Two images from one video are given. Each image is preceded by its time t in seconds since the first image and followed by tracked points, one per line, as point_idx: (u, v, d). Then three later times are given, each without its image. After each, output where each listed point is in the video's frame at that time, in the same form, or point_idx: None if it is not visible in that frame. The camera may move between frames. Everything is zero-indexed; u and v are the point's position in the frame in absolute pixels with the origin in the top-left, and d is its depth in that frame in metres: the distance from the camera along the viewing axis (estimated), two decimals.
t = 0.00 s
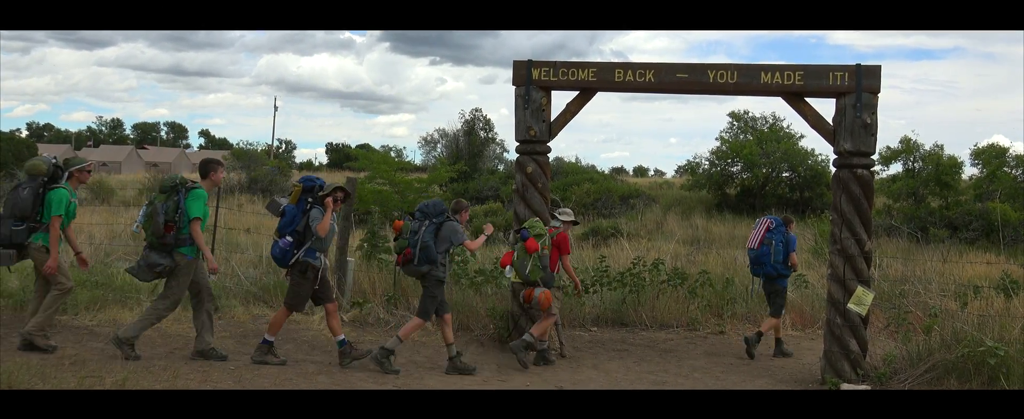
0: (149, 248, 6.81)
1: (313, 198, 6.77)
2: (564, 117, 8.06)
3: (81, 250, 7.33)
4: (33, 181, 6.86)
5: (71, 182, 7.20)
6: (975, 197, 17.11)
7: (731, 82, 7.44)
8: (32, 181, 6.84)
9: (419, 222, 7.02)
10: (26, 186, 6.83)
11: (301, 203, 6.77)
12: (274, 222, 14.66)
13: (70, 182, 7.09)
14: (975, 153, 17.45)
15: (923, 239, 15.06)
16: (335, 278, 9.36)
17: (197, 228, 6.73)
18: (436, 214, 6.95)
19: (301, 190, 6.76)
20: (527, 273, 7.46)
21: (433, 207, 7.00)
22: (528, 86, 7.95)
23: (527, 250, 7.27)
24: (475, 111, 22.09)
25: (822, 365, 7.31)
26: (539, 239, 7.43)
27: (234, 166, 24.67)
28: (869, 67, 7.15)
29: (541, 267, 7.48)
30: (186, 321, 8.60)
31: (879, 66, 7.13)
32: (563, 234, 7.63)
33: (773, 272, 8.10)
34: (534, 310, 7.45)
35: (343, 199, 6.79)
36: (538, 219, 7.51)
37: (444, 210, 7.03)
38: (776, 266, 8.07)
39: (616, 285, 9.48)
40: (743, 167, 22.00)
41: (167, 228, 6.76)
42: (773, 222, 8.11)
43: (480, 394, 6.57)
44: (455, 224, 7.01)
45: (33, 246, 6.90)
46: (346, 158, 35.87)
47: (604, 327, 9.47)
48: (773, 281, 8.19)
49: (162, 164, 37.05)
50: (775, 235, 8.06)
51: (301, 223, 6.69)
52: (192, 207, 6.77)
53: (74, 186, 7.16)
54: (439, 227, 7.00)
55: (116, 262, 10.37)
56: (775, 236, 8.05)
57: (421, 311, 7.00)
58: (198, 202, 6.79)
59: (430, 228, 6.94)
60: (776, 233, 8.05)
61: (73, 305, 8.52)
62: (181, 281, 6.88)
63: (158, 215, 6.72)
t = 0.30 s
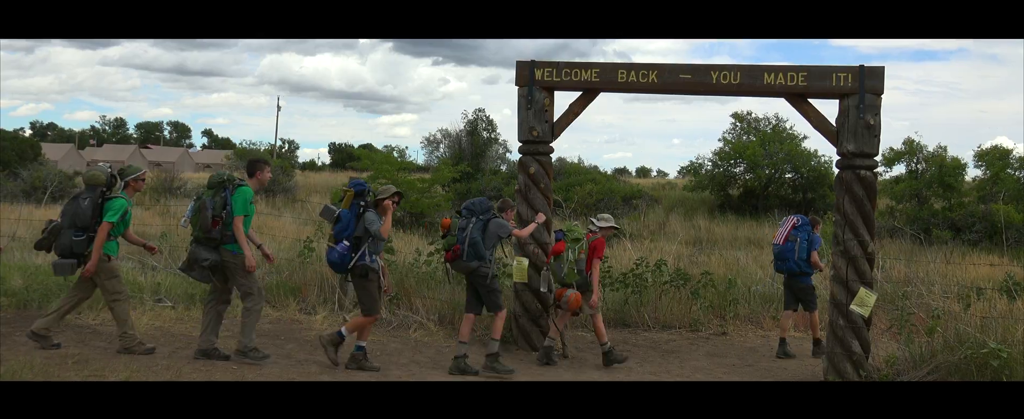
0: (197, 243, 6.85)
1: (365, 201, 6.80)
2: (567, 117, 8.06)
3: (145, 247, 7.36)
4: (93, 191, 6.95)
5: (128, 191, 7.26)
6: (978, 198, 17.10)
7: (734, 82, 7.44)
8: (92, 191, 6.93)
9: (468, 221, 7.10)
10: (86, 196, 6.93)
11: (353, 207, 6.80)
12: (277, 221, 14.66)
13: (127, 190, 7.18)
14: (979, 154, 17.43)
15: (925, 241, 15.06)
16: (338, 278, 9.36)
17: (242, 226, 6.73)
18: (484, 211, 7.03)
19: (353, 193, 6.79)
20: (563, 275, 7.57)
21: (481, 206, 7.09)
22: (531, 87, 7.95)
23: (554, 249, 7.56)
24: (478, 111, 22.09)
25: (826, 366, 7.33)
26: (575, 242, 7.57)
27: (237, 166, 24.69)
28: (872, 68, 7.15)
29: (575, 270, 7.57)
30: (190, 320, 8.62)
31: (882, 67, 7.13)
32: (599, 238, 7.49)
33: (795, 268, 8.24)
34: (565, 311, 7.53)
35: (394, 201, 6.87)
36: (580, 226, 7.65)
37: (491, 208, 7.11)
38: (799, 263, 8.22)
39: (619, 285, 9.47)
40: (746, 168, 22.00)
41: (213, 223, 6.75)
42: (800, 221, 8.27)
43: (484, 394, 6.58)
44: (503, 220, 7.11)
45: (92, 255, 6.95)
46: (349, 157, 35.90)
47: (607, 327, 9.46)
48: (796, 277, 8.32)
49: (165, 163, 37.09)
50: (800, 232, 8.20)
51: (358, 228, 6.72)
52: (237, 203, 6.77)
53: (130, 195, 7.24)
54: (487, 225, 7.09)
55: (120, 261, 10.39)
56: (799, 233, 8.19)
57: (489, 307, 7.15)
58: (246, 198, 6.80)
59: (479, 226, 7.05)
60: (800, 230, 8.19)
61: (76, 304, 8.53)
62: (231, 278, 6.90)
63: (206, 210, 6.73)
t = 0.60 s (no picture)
0: (252, 255, 6.82)
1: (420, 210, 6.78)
2: (570, 117, 8.05)
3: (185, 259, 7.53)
4: (146, 188, 7.26)
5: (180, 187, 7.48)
6: (982, 199, 17.04)
7: (737, 83, 7.42)
8: (144, 188, 7.24)
9: (517, 230, 7.30)
10: (139, 193, 7.22)
11: (410, 215, 6.74)
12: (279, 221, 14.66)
13: (178, 187, 7.37)
14: (982, 155, 17.37)
15: (928, 242, 15.01)
16: (340, 277, 9.36)
17: (293, 237, 6.68)
18: (533, 221, 7.27)
19: (408, 202, 6.76)
20: (608, 277, 7.57)
21: (529, 217, 7.30)
22: (534, 87, 7.94)
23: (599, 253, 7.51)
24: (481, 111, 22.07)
25: (828, 367, 7.34)
26: (621, 245, 7.58)
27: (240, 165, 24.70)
28: (875, 69, 7.15)
29: (620, 273, 7.57)
30: (191, 319, 8.62)
31: (885, 68, 7.13)
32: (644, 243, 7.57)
33: (825, 274, 8.22)
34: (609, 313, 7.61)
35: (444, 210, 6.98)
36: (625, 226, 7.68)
37: (540, 219, 7.33)
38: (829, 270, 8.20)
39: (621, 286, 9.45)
40: (748, 168, 21.99)
41: (268, 236, 6.77)
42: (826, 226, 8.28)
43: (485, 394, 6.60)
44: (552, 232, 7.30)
45: (146, 250, 7.24)
46: (352, 156, 35.90)
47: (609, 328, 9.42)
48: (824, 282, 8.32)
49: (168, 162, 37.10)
50: (829, 238, 8.22)
51: (414, 237, 6.68)
52: (291, 214, 6.74)
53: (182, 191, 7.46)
54: (537, 234, 7.29)
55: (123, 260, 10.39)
56: (829, 239, 8.21)
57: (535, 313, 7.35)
58: (298, 209, 6.76)
59: (529, 235, 7.24)
60: (830, 237, 8.21)
61: (78, 304, 8.54)
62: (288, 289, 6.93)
63: (261, 224, 6.73)
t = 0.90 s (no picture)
0: (295, 251, 6.91)
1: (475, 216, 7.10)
2: (571, 117, 8.05)
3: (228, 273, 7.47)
4: (200, 199, 7.22)
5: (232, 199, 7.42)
6: (983, 199, 17.01)
7: (738, 82, 7.41)
8: (197, 199, 7.20)
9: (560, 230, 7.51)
10: (193, 204, 7.19)
11: (468, 221, 7.05)
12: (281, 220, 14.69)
13: (231, 200, 7.32)
14: (984, 155, 17.35)
15: (929, 241, 15.00)
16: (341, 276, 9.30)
17: (344, 238, 6.81)
18: (575, 222, 7.49)
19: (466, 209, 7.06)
20: (643, 279, 7.65)
21: (572, 219, 7.49)
22: (535, 86, 7.92)
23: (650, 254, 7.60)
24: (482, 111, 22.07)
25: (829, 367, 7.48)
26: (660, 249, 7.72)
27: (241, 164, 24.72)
28: (876, 69, 7.15)
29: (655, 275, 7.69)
30: (192, 318, 8.63)
31: (886, 68, 7.14)
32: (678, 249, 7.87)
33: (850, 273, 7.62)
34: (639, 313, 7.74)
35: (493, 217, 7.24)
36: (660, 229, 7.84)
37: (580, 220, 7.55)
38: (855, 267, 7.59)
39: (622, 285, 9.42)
40: (749, 168, 21.99)
41: (314, 233, 6.84)
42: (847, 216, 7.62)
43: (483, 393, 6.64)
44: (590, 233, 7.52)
45: (201, 260, 7.23)
46: (353, 155, 35.91)
47: (610, 327, 9.42)
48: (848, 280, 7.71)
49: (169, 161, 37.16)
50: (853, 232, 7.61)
51: (472, 243, 7.02)
52: (337, 215, 6.84)
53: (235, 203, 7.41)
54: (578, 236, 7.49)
55: (124, 259, 10.40)
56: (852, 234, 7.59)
57: (558, 312, 7.55)
58: (346, 210, 6.86)
59: (571, 236, 7.46)
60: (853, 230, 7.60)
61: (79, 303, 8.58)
62: (322, 286, 6.94)
63: (307, 221, 6.78)
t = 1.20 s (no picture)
0: (346, 261, 6.98)
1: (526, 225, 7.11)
2: (570, 114, 8.04)
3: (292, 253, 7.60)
4: (247, 195, 7.32)
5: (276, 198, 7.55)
6: (983, 195, 17.03)
7: (737, 80, 7.41)
8: (246, 196, 7.31)
9: (590, 228, 7.92)
10: (240, 200, 7.29)
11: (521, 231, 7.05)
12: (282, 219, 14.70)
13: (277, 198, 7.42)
14: (983, 151, 17.36)
15: (928, 238, 15.01)
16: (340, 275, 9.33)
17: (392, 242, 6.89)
18: (605, 219, 7.94)
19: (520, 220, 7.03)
20: (676, 272, 8.02)
21: (600, 217, 7.95)
22: (534, 84, 7.91)
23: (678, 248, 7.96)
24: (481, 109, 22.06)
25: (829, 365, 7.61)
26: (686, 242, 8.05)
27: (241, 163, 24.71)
28: (876, 66, 7.14)
29: (688, 268, 8.05)
30: (192, 318, 8.64)
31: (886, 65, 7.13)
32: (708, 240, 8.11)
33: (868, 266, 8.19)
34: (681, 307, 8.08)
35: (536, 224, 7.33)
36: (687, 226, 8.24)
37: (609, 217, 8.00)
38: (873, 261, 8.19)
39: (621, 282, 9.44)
40: (749, 165, 22.00)
41: (361, 242, 6.89)
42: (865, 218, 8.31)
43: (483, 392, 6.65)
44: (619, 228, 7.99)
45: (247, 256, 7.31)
46: (353, 154, 35.91)
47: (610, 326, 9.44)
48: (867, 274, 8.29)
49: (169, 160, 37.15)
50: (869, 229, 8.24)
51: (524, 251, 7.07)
52: (384, 221, 6.89)
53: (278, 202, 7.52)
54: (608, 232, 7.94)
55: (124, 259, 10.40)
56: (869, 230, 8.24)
57: (609, 308, 8.00)
58: (391, 216, 6.90)
59: (603, 233, 7.89)
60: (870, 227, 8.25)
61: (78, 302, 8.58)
62: (375, 296, 6.98)
63: (353, 229, 6.85)
